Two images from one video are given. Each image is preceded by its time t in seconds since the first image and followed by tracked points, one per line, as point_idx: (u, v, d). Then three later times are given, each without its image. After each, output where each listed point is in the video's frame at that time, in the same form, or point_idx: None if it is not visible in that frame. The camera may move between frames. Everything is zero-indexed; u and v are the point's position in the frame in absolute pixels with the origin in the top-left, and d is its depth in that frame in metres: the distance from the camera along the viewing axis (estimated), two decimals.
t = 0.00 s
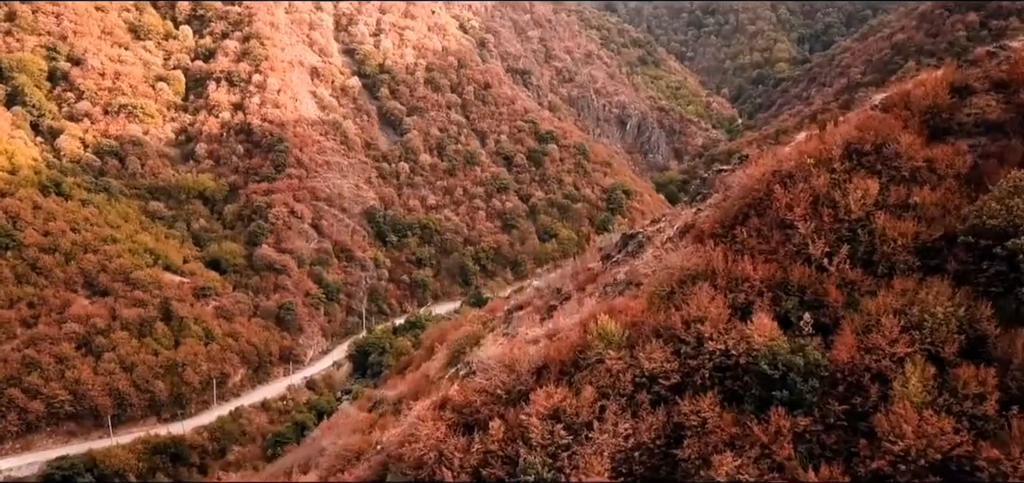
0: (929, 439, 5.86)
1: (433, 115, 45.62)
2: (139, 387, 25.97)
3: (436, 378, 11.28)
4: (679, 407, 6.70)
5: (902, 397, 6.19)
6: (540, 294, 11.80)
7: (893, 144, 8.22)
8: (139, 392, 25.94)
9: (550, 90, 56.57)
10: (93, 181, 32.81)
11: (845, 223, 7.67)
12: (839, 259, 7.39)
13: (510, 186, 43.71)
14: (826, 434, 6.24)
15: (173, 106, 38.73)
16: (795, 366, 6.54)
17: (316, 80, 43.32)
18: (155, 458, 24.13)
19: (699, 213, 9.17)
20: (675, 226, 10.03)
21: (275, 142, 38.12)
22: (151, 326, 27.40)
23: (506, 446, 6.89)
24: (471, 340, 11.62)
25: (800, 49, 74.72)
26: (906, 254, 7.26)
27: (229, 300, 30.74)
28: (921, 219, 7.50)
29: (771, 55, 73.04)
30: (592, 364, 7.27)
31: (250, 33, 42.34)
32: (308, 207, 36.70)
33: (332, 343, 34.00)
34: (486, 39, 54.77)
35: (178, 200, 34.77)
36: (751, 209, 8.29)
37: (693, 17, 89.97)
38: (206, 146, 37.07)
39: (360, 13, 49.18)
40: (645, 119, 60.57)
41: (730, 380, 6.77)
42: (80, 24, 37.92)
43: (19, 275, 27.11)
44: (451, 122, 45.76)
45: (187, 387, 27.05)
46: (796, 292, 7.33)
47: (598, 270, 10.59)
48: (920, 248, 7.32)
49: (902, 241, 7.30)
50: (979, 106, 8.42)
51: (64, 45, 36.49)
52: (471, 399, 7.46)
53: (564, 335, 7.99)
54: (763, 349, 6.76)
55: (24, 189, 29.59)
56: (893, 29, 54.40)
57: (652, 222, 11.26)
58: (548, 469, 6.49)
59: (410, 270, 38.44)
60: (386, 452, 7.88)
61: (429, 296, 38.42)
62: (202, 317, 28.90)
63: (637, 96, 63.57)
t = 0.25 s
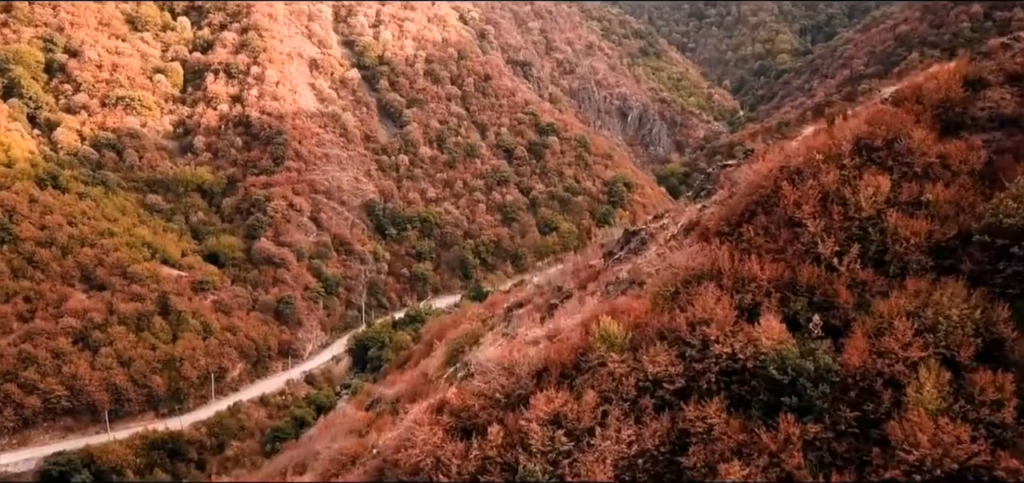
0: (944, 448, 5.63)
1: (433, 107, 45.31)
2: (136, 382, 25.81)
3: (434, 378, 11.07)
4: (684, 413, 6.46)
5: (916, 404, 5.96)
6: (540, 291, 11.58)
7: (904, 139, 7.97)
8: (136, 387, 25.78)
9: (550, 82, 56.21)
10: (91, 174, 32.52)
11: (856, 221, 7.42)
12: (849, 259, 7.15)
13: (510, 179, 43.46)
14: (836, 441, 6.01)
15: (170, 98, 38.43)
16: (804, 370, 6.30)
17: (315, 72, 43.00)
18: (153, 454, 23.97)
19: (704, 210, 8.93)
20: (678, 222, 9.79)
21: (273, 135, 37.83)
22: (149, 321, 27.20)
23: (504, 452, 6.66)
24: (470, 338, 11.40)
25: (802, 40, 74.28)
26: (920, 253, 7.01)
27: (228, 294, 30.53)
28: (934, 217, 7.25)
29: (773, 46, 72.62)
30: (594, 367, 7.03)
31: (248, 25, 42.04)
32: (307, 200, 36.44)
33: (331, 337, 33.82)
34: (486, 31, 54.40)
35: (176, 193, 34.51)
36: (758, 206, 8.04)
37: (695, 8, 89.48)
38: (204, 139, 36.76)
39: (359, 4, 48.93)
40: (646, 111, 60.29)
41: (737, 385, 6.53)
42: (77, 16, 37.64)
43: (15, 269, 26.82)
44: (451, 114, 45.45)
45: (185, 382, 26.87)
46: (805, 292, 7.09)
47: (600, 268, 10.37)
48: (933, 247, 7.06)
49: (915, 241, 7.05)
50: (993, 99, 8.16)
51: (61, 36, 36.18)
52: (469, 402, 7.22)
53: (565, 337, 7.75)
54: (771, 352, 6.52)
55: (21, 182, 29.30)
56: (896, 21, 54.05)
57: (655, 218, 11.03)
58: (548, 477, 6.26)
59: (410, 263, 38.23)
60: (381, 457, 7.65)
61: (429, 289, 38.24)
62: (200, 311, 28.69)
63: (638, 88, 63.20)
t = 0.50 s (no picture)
0: (962, 460, 5.39)
1: (433, 99, 44.97)
2: (133, 377, 25.63)
3: (432, 377, 10.85)
4: (689, 420, 6.22)
5: (932, 411, 5.72)
6: (540, 289, 11.37)
7: (916, 134, 7.72)
8: (134, 382, 25.59)
9: (551, 73, 55.82)
10: (88, 166, 32.20)
11: (867, 220, 7.18)
12: (861, 259, 6.90)
13: (511, 172, 43.20)
14: (848, 450, 5.78)
15: (168, 90, 38.09)
16: (814, 376, 6.07)
17: (315, 64, 42.71)
18: (151, 450, 23.81)
19: (709, 208, 8.70)
20: (682, 219, 9.56)
21: (272, 127, 37.54)
22: (147, 315, 26.99)
23: (504, 460, 6.42)
24: (469, 336, 11.19)
25: (804, 32, 73.86)
26: (935, 253, 6.76)
27: (226, 288, 30.31)
28: (948, 216, 7.00)
29: (774, 38, 72.21)
30: (596, 371, 6.80)
31: (246, 16, 41.72)
32: (306, 193, 36.17)
33: (331, 331, 33.63)
34: (486, 22, 53.98)
35: (174, 186, 34.24)
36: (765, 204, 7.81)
37: None
38: (202, 132, 36.44)
39: None
40: (647, 103, 60.00)
41: (744, 390, 6.30)
42: (74, 6, 37.32)
43: (11, 263, 26.50)
44: (451, 106, 45.11)
45: (183, 376, 26.70)
46: (814, 294, 6.86)
47: (602, 266, 10.14)
48: (947, 247, 6.82)
49: (929, 240, 6.80)
50: (1008, 93, 7.90)
51: (57, 27, 35.84)
52: (468, 407, 6.99)
53: (566, 338, 7.53)
54: (780, 357, 6.29)
55: (17, 175, 28.96)
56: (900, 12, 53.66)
57: (659, 214, 10.80)
58: None
59: (410, 256, 38.02)
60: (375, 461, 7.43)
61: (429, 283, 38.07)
62: (198, 306, 28.47)
63: (639, 80, 62.87)
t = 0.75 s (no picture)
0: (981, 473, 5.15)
1: (433, 91, 44.65)
2: (131, 372, 25.40)
3: (430, 377, 10.63)
4: (695, 428, 5.98)
5: (948, 420, 5.48)
6: (540, 287, 11.14)
7: (929, 130, 7.46)
8: (131, 377, 25.38)
9: (552, 65, 55.45)
10: (85, 159, 31.91)
11: (879, 219, 6.93)
12: (873, 259, 6.66)
13: (511, 164, 42.93)
14: (861, 461, 5.54)
15: (166, 82, 37.78)
16: (826, 383, 5.83)
17: (314, 56, 42.45)
18: (149, 445, 23.66)
19: (714, 205, 8.46)
20: (686, 217, 9.33)
21: (270, 119, 37.27)
22: (144, 309, 26.78)
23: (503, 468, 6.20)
24: (468, 335, 10.96)
25: (807, 23, 73.41)
26: (950, 254, 6.52)
27: (224, 282, 30.10)
28: (964, 214, 6.75)
29: (777, 29, 71.78)
30: (598, 375, 6.57)
31: (244, 8, 41.69)
32: (305, 186, 35.91)
33: (330, 324, 33.44)
34: (487, 13, 53.59)
35: (172, 179, 33.99)
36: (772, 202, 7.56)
37: None
38: (200, 124, 36.14)
39: None
40: (648, 95, 59.68)
41: (753, 396, 6.06)
42: None
43: (7, 257, 26.22)
44: (451, 98, 44.78)
45: (181, 371, 26.52)
46: (824, 296, 6.62)
47: (604, 264, 9.90)
48: (963, 247, 6.57)
49: (945, 240, 6.56)
50: None
51: (54, 19, 35.64)
52: (465, 412, 6.76)
53: (567, 341, 7.30)
54: (789, 362, 6.06)
55: (13, 168, 28.70)
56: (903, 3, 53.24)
57: (662, 211, 10.57)
58: None
59: (409, 250, 37.82)
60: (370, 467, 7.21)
61: (429, 276, 37.86)
62: (196, 300, 28.26)
63: (640, 71, 62.49)
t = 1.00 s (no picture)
0: None
1: (432, 82, 44.32)
2: (128, 367, 25.25)
3: (429, 377, 10.40)
4: (702, 437, 5.74)
5: (966, 431, 5.24)
6: (541, 285, 10.90)
7: (943, 126, 7.21)
8: (129, 372, 25.20)
9: (553, 56, 55.06)
10: (82, 152, 31.60)
11: (891, 218, 6.68)
12: (886, 261, 6.42)
13: (511, 157, 42.65)
14: (875, 473, 5.30)
15: (164, 74, 37.47)
16: (839, 390, 5.59)
17: (313, 48, 42.21)
18: (146, 441, 23.51)
19: (721, 202, 8.21)
20: (691, 213, 9.10)
21: (269, 112, 37.00)
22: (141, 303, 26.57)
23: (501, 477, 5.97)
24: (467, 334, 10.73)
25: (809, 14, 72.93)
26: (967, 256, 6.26)
27: (222, 276, 29.88)
28: (980, 214, 6.49)
29: (779, 20, 71.34)
30: (600, 381, 6.34)
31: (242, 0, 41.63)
32: (304, 178, 35.66)
33: (329, 319, 33.25)
34: (487, 4, 53.18)
35: (170, 172, 33.72)
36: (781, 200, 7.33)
37: None
38: (198, 116, 35.84)
39: None
40: (649, 87, 59.33)
41: (761, 404, 5.82)
42: None
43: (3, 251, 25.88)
44: (450, 90, 44.44)
45: (179, 366, 26.34)
46: (835, 298, 6.39)
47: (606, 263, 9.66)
48: (980, 248, 6.31)
49: (960, 240, 6.31)
50: None
51: (50, 10, 35.37)
52: (463, 418, 6.54)
53: (569, 344, 7.08)
54: (799, 368, 5.83)
55: (9, 160, 28.39)
56: None
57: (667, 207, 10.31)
58: None
59: (409, 243, 37.60)
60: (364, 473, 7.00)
61: (429, 270, 37.66)
62: (194, 294, 28.04)
63: (641, 63, 62.10)
